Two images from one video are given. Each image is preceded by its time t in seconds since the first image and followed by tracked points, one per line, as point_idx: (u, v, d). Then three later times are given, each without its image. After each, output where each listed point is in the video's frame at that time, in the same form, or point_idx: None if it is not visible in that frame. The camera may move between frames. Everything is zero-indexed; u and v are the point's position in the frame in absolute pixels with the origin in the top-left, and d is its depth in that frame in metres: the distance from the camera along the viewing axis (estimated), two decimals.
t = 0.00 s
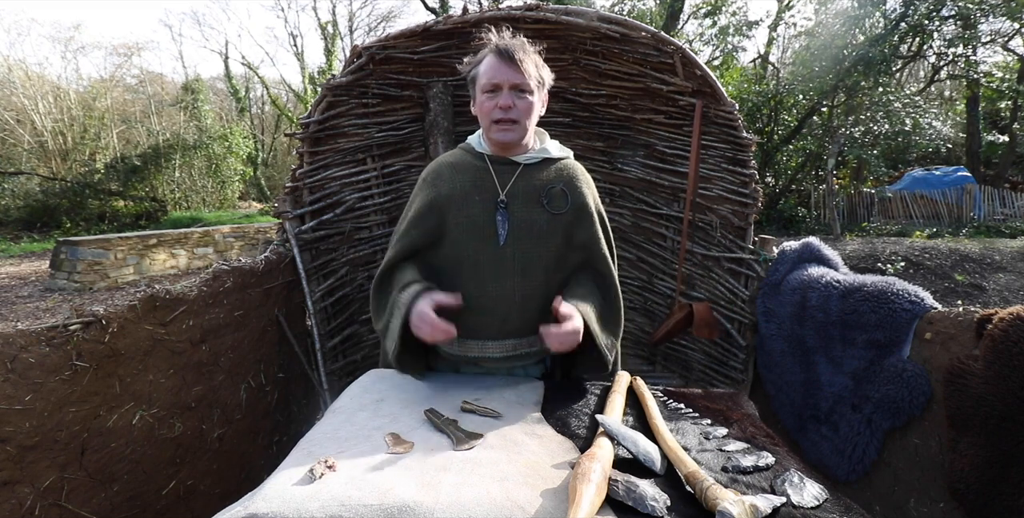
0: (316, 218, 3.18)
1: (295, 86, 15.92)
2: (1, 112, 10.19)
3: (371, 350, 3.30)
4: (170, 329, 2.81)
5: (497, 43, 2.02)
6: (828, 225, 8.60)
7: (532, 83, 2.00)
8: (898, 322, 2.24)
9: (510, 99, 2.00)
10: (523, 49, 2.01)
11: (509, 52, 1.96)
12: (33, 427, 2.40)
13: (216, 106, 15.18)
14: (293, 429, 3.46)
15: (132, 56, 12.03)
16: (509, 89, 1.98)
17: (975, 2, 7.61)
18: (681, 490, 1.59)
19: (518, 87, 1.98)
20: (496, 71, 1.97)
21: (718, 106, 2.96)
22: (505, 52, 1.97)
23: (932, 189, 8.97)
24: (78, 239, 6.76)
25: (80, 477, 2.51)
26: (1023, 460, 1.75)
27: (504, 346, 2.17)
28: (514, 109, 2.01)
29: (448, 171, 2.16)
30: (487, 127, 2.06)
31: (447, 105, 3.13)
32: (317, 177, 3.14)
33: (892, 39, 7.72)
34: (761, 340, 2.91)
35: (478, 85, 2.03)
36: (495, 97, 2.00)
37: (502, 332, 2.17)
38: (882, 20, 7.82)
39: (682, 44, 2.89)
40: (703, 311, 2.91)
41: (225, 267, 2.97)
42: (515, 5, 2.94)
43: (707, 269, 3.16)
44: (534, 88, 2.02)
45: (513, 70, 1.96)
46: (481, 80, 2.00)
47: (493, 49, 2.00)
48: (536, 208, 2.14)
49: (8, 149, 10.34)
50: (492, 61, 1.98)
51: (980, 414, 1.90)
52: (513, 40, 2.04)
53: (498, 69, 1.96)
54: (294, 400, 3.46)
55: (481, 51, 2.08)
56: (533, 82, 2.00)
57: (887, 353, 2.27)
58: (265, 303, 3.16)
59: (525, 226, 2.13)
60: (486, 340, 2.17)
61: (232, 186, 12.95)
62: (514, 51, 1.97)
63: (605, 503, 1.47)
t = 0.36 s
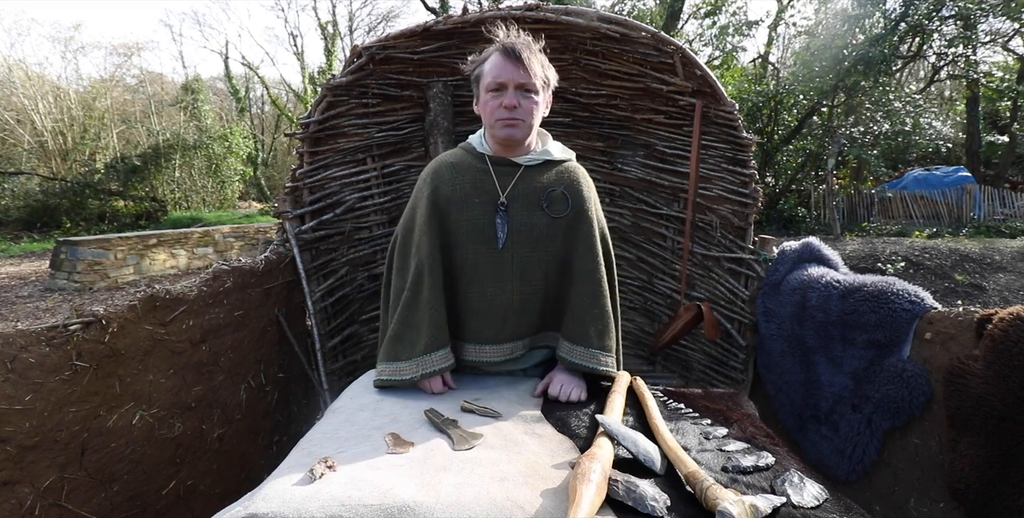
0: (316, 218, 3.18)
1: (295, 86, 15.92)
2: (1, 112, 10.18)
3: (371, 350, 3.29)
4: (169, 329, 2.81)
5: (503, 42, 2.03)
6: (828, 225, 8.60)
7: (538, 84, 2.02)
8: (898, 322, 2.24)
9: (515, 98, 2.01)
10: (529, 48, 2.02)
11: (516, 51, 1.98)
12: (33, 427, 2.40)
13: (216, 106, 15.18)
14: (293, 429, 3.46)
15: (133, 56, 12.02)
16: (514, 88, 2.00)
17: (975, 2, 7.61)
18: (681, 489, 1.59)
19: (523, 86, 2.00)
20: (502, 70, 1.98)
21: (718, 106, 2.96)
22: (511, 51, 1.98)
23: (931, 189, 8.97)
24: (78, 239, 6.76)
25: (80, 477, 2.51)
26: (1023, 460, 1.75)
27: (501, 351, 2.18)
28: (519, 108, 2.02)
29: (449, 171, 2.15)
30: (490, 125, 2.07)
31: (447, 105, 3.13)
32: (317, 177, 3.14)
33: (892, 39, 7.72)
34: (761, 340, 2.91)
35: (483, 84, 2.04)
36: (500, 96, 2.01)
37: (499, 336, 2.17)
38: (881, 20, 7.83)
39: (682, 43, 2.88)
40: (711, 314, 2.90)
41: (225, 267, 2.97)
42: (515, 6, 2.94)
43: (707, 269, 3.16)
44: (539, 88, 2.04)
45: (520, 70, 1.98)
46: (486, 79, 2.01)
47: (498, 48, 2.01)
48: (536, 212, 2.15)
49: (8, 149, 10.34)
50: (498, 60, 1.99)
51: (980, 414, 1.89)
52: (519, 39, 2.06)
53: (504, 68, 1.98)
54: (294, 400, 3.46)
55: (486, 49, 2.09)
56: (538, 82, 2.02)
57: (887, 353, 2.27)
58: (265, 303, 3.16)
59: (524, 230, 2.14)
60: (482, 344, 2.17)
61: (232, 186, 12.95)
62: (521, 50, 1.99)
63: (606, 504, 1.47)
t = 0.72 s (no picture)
0: (316, 218, 3.18)
1: (295, 86, 15.93)
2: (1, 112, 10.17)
3: (371, 350, 3.29)
4: (170, 329, 2.81)
5: (518, 39, 2.05)
6: (828, 225, 8.60)
7: (550, 83, 2.03)
8: (898, 322, 2.24)
9: (526, 94, 2.01)
10: (544, 47, 2.04)
11: (532, 48, 1.99)
12: (33, 427, 2.40)
13: (216, 106, 15.18)
14: (293, 429, 3.47)
15: (133, 56, 12.02)
16: (527, 84, 2.00)
17: (975, 2, 7.61)
18: (681, 490, 1.59)
19: (536, 83, 2.00)
20: (516, 64, 1.99)
21: (718, 106, 2.96)
22: (527, 47, 1.99)
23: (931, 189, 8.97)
24: (78, 239, 6.76)
25: (80, 477, 2.51)
26: (1023, 460, 1.75)
27: (499, 354, 2.18)
28: (529, 104, 2.02)
29: (451, 170, 2.15)
30: (499, 119, 2.05)
31: (447, 105, 3.13)
32: (317, 177, 3.13)
33: (892, 39, 7.72)
34: (761, 340, 2.91)
35: (495, 78, 2.04)
36: (511, 90, 2.01)
37: (497, 339, 2.17)
38: (881, 20, 7.84)
39: (682, 43, 2.88)
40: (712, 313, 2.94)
41: (225, 267, 2.98)
42: (515, 5, 2.93)
43: (707, 269, 3.16)
44: (551, 88, 2.05)
45: (534, 66, 1.99)
46: (499, 73, 2.01)
47: (514, 44, 2.03)
48: (537, 215, 2.15)
49: (8, 149, 10.33)
50: (513, 55, 2.01)
51: (980, 414, 1.89)
52: (535, 39, 2.08)
53: (519, 62, 1.99)
54: (293, 400, 3.46)
55: (501, 46, 2.11)
56: (551, 81, 2.03)
57: (887, 354, 2.27)
58: (265, 303, 3.17)
59: (524, 233, 2.14)
60: (479, 347, 2.17)
61: (232, 186, 12.94)
62: (536, 47, 2.00)
63: (606, 504, 1.47)
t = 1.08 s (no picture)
0: (316, 218, 3.17)
1: (295, 86, 15.93)
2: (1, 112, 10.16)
3: (370, 350, 3.29)
4: (170, 329, 2.81)
5: (524, 41, 2.01)
6: (828, 225, 8.61)
7: (555, 89, 2.02)
8: (898, 322, 2.24)
9: (530, 102, 2.01)
10: (550, 51, 2.01)
11: (537, 54, 1.97)
12: (33, 427, 2.38)
13: (216, 106, 15.17)
14: (293, 429, 3.47)
15: (132, 56, 12.00)
16: (531, 92, 1.99)
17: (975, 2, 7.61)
18: (681, 490, 1.59)
19: (541, 91, 1.99)
20: (521, 72, 1.97)
21: (718, 106, 2.97)
22: (533, 54, 1.97)
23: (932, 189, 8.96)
24: (78, 239, 6.76)
25: (80, 477, 2.51)
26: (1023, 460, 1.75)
27: (500, 354, 2.18)
28: (533, 113, 2.02)
29: (454, 169, 2.14)
30: (503, 125, 2.06)
31: (447, 105, 3.13)
32: (317, 177, 3.13)
33: (892, 39, 7.72)
34: (761, 340, 2.91)
35: (499, 82, 2.03)
36: (515, 98, 2.01)
37: (499, 340, 2.17)
38: (881, 20, 7.85)
39: (682, 43, 2.88)
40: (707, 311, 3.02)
41: (225, 267, 2.99)
42: (515, 5, 2.93)
43: (707, 269, 3.16)
44: (555, 94, 2.04)
45: (539, 74, 1.97)
46: (504, 79, 1.99)
47: (520, 48, 1.99)
48: (540, 215, 2.15)
49: (7, 149, 10.32)
50: (518, 60, 1.98)
51: (980, 414, 1.89)
52: (540, 41, 2.04)
53: (524, 70, 1.97)
54: (293, 400, 3.47)
55: (506, 46, 2.07)
56: (556, 88, 2.02)
57: (887, 353, 2.27)
58: (265, 303, 3.17)
59: (528, 233, 2.14)
60: (481, 348, 2.17)
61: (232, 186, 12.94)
62: (541, 53, 1.97)
63: (605, 504, 1.47)
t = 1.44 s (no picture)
0: (316, 218, 3.17)
1: (296, 86, 15.93)
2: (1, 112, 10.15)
3: (370, 350, 3.29)
4: (170, 329, 2.81)
5: (521, 46, 1.98)
6: (828, 225, 8.61)
7: (552, 97, 2.00)
8: (898, 322, 2.24)
9: (527, 111, 2.00)
10: (547, 58, 1.98)
11: (533, 62, 1.94)
12: (33, 427, 2.38)
13: (216, 106, 15.17)
14: (293, 429, 3.47)
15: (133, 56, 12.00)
16: (528, 101, 1.98)
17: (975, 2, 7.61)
18: (681, 490, 1.59)
19: (537, 100, 1.98)
20: (517, 81, 1.94)
21: (718, 106, 2.97)
22: (529, 61, 1.94)
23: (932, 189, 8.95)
24: (78, 239, 6.76)
25: (80, 477, 2.50)
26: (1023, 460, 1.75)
27: (500, 354, 2.18)
28: (530, 122, 2.02)
29: (454, 171, 2.14)
30: (500, 133, 2.06)
31: (447, 105, 3.13)
32: (317, 177, 3.13)
33: (892, 39, 7.73)
34: (761, 340, 2.91)
35: (496, 89, 2.01)
36: (512, 107, 2.00)
37: (498, 341, 2.17)
38: (881, 20, 7.86)
39: (682, 43, 2.88)
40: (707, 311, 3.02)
41: (225, 267, 2.99)
42: (515, 5, 2.93)
43: (707, 269, 3.16)
44: (553, 101, 2.02)
45: (535, 83, 1.95)
46: (500, 86, 1.98)
47: (517, 54, 1.96)
48: (540, 215, 2.15)
49: (7, 149, 10.32)
50: (513, 68, 1.95)
51: (980, 414, 1.89)
52: (537, 45, 2.01)
53: (520, 79, 1.94)
54: (293, 400, 3.47)
55: (502, 49, 2.04)
56: (553, 96, 2.00)
57: (887, 353, 2.28)
58: (265, 303, 3.17)
59: (528, 233, 2.14)
60: (481, 348, 2.17)
61: (232, 186, 12.94)
62: (538, 61, 1.95)
63: (606, 504, 1.47)
